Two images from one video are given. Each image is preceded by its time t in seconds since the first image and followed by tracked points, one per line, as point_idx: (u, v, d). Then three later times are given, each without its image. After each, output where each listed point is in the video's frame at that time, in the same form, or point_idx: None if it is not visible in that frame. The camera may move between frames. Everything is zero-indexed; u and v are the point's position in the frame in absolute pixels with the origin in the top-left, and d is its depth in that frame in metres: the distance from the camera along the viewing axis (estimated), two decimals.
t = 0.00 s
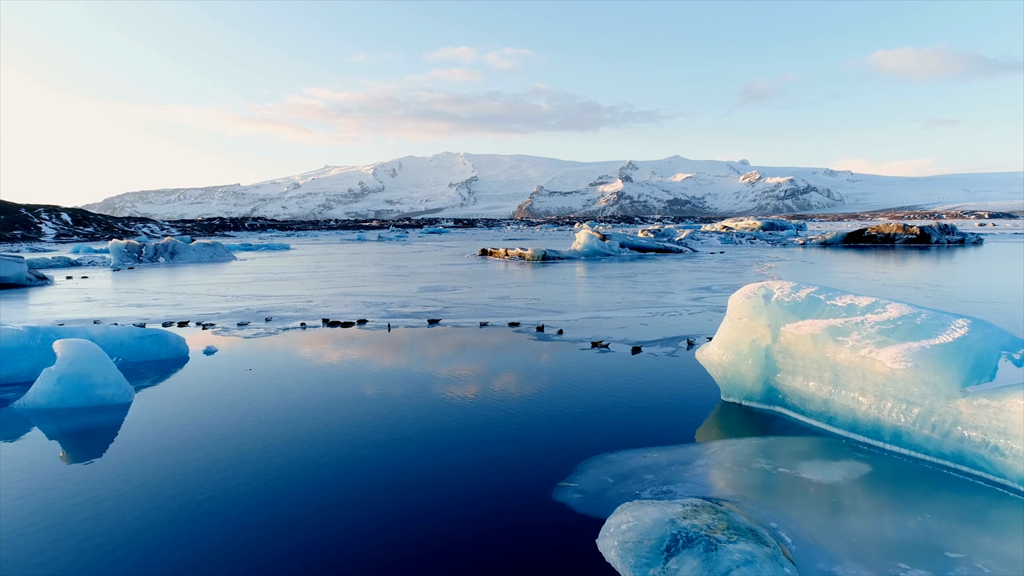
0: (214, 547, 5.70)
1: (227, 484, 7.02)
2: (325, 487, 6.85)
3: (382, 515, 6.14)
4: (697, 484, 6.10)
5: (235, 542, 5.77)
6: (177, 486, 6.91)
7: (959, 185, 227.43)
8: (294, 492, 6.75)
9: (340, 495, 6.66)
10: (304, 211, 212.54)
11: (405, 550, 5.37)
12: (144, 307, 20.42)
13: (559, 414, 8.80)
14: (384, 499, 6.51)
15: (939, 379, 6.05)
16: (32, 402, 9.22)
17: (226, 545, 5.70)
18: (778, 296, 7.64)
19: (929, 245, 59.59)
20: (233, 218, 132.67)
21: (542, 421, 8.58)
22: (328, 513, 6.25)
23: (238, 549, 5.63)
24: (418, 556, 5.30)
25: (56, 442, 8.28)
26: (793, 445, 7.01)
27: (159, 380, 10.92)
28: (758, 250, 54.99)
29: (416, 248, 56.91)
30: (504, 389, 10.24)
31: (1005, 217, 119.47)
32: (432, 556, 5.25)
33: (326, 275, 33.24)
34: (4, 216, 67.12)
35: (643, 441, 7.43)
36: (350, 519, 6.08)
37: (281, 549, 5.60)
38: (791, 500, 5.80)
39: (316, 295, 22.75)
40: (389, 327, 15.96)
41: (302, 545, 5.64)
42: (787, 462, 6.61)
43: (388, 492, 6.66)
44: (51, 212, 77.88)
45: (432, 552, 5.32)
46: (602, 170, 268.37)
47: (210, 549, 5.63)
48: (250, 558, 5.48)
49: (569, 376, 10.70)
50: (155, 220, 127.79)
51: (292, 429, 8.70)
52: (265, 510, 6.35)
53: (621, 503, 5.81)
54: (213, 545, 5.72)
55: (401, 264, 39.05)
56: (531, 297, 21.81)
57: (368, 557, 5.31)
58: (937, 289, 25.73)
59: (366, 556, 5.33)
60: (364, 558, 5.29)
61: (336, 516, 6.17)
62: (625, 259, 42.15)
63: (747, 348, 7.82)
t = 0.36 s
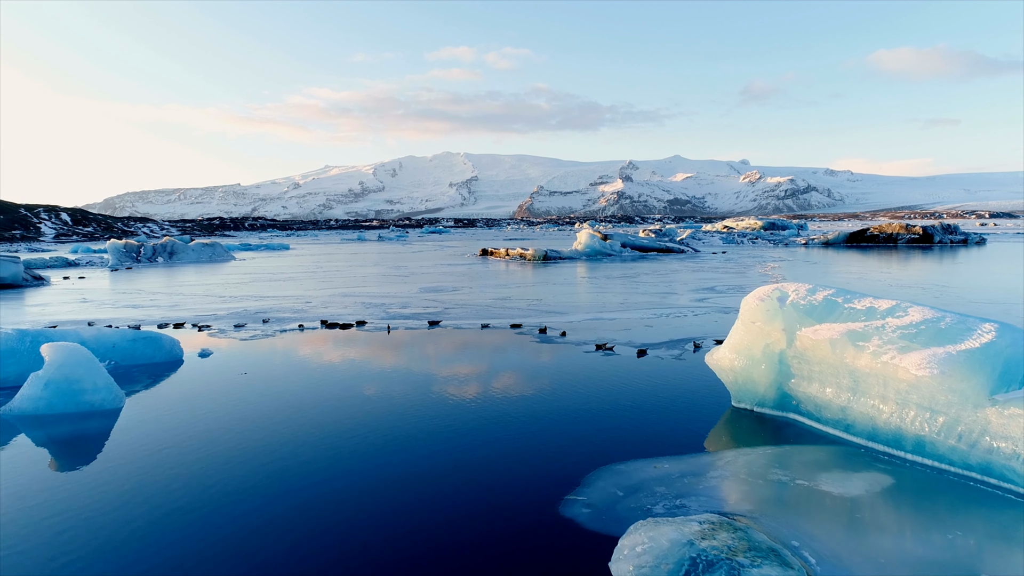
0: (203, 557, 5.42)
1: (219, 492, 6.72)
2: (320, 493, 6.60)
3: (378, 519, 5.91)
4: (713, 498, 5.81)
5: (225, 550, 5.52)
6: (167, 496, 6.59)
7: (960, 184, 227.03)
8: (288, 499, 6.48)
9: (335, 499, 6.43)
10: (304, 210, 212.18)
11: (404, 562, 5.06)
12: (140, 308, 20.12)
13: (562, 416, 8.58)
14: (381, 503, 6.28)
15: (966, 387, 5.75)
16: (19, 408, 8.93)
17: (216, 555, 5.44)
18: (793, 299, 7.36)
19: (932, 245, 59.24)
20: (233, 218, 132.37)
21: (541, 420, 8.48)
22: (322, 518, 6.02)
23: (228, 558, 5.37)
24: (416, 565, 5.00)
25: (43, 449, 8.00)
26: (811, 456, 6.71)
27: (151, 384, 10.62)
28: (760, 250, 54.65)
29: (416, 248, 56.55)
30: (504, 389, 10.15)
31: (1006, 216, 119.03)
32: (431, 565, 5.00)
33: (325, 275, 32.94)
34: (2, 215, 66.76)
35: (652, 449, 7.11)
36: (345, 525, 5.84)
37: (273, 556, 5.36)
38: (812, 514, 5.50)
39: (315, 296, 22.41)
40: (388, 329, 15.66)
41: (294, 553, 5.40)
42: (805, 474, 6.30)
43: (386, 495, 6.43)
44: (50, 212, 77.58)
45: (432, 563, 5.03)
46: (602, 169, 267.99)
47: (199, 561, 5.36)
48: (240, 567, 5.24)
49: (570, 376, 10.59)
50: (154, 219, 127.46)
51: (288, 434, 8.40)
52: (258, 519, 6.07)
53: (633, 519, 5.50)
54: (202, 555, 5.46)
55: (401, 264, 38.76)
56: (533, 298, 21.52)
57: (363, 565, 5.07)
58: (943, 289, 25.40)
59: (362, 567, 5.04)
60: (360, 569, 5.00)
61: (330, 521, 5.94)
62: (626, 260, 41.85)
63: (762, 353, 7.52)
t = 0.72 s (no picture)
0: (200, 563, 5.44)
1: (214, 500, 6.63)
2: (318, 494, 6.66)
3: (377, 519, 6.02)
4: (729, 512, 5.52)
5: (224, 554, 5.57)
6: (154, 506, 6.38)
7: (961, 184, 226.57)
8: (286, 501, 6.53)
9: (334, 500, 6.50)
10: (304, 210, 211.93)
11: None
12: (136, 309, 19.85)
13: (562, 417, 8.57)
14: (378, 503, 6.37)
15: (994, 396, 5.49)
16: (5, 413, 8.66)
17: (215, 558, 5.49)
18: (808, 302, 7.12)
19: (935, 245, 58.93)
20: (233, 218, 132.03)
21: (540, 421, 8.45)
22: (320, 518, 6.10)
23: (228, 561, 5.44)
24: None
25: (30, 456, 7.75)
26: (829, 466, 6.40)
27: (144, 388, 10.36)
28: (762, 250, 54.35)
29: (417, 248, 56.12)
30: (504, 389, 10.19)
31: (1007, 216, 118.69)
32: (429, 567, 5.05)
33: (325, 275, 32.69)
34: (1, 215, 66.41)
35: (661, 461, 6.77)
36: (344, 526, 5.94)
37: (274, 557, 5.45)
38: (833, 529, 5.22)
39: (314, 297, 22.14)
40: (388, 330, 15.37)
41: (294, 553, 5.49)
42: (822, 484, 6.00)
43: (383, 496, 6.51)
44: (49, 212, 77.30)
45: None
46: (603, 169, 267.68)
47: (197, 566, 5.38)
48: (239, 570, 5.29)
49: (570, 376, 10.59)
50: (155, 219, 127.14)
51: (283, 439, 8.31)
52: (257, 521, 6.12)
53: (644, 534, 5.23)
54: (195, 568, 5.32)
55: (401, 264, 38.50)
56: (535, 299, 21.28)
57: (362, 565, 5.17)
58: (949, 289, 25.11)
59: None
60: None
61: (330, 522, 6.03)
62: (628, 260, 41.56)
63: (775, 358, 7.26)
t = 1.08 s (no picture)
0: (197, 563, 5.30)
1: (208, 501, 6.43)
2: (318, 493, 6.55)
3: (379, 517, 5.93)
4: (748, 529, 5.19)
5: (221, 553, 5.44)
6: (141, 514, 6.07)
7: (962, 184, 226.26)
8: (284, 500, 6.41)
9: (333, 499, 6.40)
10: (304, 210, 211.58)
11: None
12: (131, 311, 19.49)
13: (561, 416, 8.57)
14: (379, 501, 6.29)
15: None
16: None
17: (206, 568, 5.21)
18: (826, 306, 6.84)
19: (938, 245, 58.58)
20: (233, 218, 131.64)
21: (541, 420, 8.39)
22: (320, 515, 6.02)
23: (226, 560, 5.31)
24: None
25: (15, 464, 7.44)
26: (849, 479, 6.07)
27: (137, 392, 10.08)
28: (764, 250, 54.00)
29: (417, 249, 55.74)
30: (505, 388, 10.10)
31: (1008, 215, 118.19)
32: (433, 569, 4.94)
33: (324, 276, 32.39)
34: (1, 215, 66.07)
35: (673, 471, 6.45)
36: (345, 523, 5.86)
37: (273, 555, 5.36)
38: (858, 547, 4.90)
39: (313, 297, 21.81)
40: (387, 332, 15.03)
41: (294, 551, 5.39)
42: (844, 498, 5.67)
43: (384, 495, 6.42)
44: (49, 212, 76.99)
45: None
46: (603, 168, 267.26)
47: (193, 565, 5.24)
48: None
49: (571, 377, 10.51)
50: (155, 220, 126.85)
51: (278, 440, 8.11)
52: (254, 520, 6.00)
53: (658, 553, 4.93)
54: None
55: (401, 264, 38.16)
56: (536, 300, 20.96)
57: (364, 563, 5.10)
58: (956, 289, 24.76)
59: None
60: None
61: (330, 519, 5.93)
62: (629, 260, 41.22)
63: (790, 363, 6.99)
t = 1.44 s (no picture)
0: (191, 568, 5.19)
1: (202, 504, 6.31)
2: (316, 493, 6.48)
3: (379, 517, 5.88)
4: (768, 549, 4.89)
5: (214, 562, 5.25)
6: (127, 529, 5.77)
7: (963, 184, 225.79)
8: (281, 501, 6.32)
9: (333, 499, 6.32)
10: (305, 210, 211.30)
11: None
12: (126, 311, 19.17)
13: (560, 415, 8.60)
14: (378, 501, 6.22)
15: None
16: None
17: None
18: (846, 309, 6.55)
19: (941, 245, 58.26)
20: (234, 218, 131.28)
21: (540, 420, 8.37)
22: (318, 520, 5.89)
23: (223, 562, 5.24)
24: None
25: None
26: (872, 493, 5.75)
27: (129, 396, 9.79)
28: (766, 250, 53.70)
29: (417, 249, 55.41)
30: (505, 387, 10.11)
31: (1010, 215, 117.82)
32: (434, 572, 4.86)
33: (324, 276, 32.10)
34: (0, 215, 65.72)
35: (683, 484, 6.17)
36: (345, 522, 5.81)
37: (272, 557, 5.29)
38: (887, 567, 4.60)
39: (311, 298, 21.50)
40: (387, 334, 14.70)
41: (292, 553, 5.32)
42: (868, 514, 5.37)
43: (383, 495, 6.36)
44: (49, 211, 76.66)
45: None
46: (603, 168, 266.96)
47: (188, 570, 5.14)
48: None
49: (571, 377, 10.51)
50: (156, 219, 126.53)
51: (273, 443, 7.93)
52: (251, 521, 5.92)
53: None
54: None
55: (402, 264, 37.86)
56: (538, 301, 20.66)
57: (363, 568, 4.99)
58: (963, 289, 24.47)
59: None
60: None
61: (330, 520, 5.87)
62: (631, 260, 40.93)
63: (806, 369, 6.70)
